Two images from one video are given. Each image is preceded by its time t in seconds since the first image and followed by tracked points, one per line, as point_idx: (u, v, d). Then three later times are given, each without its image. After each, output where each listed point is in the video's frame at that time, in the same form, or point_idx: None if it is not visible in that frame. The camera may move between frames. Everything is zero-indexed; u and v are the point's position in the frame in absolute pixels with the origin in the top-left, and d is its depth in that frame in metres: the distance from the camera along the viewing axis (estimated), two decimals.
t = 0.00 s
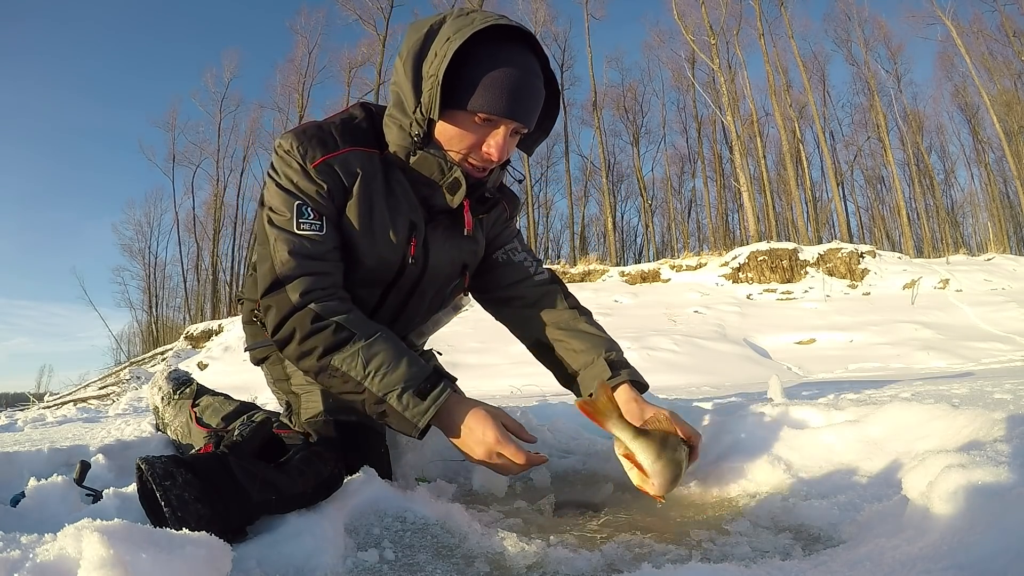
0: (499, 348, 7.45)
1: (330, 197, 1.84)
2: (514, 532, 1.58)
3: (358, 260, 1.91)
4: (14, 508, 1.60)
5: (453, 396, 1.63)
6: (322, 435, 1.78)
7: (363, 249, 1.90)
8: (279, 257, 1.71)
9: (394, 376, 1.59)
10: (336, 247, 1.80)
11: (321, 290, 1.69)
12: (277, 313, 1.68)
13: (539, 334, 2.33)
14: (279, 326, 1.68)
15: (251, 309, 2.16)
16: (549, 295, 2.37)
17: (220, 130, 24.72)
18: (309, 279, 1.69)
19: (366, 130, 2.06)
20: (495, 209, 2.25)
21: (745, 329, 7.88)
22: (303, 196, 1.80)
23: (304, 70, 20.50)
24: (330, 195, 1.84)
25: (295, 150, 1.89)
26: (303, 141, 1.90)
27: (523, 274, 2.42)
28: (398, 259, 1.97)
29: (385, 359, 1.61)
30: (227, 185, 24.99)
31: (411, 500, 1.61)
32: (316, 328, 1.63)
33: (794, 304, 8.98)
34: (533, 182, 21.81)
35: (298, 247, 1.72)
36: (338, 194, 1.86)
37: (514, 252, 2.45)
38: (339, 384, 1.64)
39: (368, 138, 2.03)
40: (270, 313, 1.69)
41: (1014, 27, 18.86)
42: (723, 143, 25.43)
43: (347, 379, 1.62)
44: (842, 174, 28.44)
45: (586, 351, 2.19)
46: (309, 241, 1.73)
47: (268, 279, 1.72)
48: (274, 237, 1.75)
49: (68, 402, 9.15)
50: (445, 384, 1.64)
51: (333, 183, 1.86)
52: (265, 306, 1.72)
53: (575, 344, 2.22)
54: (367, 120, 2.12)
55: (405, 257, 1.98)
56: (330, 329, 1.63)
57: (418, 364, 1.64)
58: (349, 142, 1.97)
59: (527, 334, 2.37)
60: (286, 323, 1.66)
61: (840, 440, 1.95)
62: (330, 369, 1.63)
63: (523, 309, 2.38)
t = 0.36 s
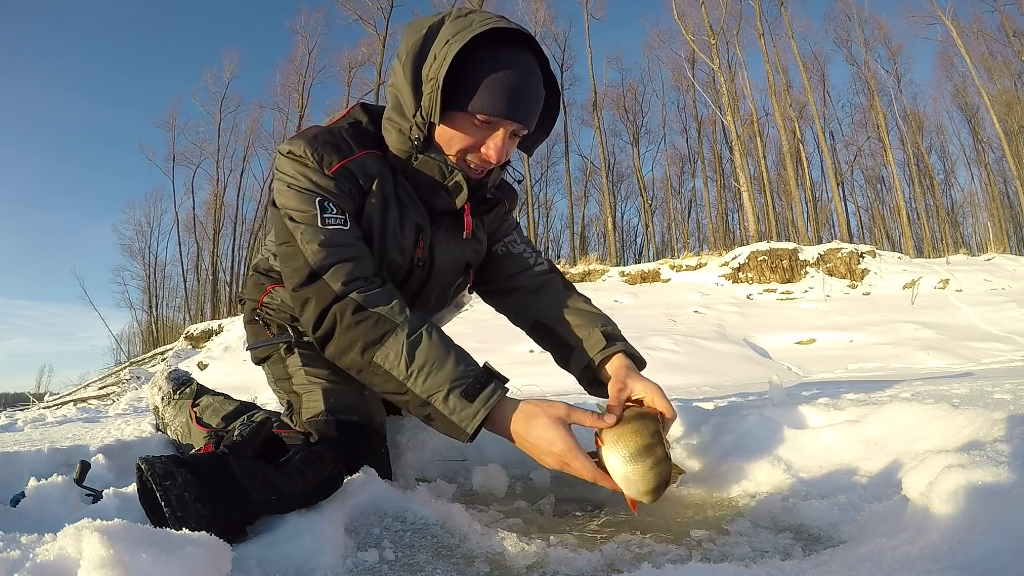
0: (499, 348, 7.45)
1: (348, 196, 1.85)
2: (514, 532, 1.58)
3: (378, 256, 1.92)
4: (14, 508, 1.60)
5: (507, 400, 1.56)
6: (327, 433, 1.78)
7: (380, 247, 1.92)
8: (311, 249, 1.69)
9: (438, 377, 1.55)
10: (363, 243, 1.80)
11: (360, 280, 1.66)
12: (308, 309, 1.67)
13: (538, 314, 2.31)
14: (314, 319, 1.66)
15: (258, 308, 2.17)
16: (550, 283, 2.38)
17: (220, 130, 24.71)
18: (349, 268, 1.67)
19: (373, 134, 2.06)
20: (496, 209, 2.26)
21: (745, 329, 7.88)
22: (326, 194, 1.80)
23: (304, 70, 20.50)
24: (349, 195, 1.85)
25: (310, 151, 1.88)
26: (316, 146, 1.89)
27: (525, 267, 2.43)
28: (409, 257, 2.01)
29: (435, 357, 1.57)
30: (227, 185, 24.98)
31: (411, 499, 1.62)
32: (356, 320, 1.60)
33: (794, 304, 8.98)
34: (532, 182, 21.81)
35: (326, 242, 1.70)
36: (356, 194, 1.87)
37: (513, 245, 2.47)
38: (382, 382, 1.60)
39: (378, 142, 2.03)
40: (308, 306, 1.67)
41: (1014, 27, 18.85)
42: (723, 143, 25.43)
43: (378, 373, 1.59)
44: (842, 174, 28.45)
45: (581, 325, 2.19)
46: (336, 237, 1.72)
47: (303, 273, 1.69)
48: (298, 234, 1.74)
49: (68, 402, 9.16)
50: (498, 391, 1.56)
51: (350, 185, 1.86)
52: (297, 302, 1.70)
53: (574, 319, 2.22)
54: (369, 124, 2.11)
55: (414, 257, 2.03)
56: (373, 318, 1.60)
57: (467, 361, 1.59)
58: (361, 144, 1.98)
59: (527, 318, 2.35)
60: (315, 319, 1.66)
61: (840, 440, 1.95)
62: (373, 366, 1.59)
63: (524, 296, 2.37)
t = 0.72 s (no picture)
0: (500, 348, 7.46)
1: (356, 201, 1.86)
2: (514, 532, 1.58)
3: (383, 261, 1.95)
4: (14, 508, 1.60)
5: (493, 390, 1.57)
6: (328, 433, 1.78)
7: (386, 250, 1.94)
8: (318, 259, 1.71)
9: (428, 376, 1.56)
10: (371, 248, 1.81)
11: (361, 282, 1.69)
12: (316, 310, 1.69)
13: (540, 303, 2.35)
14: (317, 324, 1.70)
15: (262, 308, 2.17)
16: (553, 276, 2.41)
17: (219, 130, 24.76)
18: (353, 277, 1.69)
19: (383, 138, 2.06)
20: (498, 214, 2.27)
21: (745, 329, 7.88)
22: (335, 198, 1.81)
23: (304, 70, 20.50)
24: (357, 201, 1.86)
25: (319, 154, 1.90)
26: (327, 148, 1.91)
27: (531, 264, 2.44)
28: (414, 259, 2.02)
29: (431, 355, 1.58)
30: (227, 185, 24.95)
31: (411, 500, 1.62)
32: (350, 328, 1.63)
33: (794, 304, 8.98)
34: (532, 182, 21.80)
35: (335, 249, 1.72)
36: (365, 198, 1.89)
37: (516, 241, 2.46)
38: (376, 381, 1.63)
39: (388, 145, 2.04)
40: (315, 316, 1.69)
41: (1013, 27, 18.85)
42: (723, 143, 25.45)
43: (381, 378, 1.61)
44: (842, 174, 28.46)
45: (582, 310, 2.24)
46: (345, 242, 1.73)
47: (309, 283, 1.71)
48: (307, 241, 1.75)
49: (68, 402, 9.16)
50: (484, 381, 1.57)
51: (360, 188, 1.88)
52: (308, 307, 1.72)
53: (572, 304, 2.28)
54: (378, 127, 2.10)
55: (420, 259, 2.04)
56: (366, 327, 1.62)
57: (455, 355, 1.59)
58: (371, 147, 1.99)
59: (527, 308, 2.38)
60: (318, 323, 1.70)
61: (841, 440, 1.96)
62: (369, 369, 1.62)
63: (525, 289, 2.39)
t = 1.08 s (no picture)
0: (500, 349, 7.46)
1: (367, 202, 1.86)
2: (514, 532, 1.58)
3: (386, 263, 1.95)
4: (13, 508, 1.59)
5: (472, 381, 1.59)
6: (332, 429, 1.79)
7: (394, 250, 1.95)
8: (324, 258, 1.72)
9: (408, 368, 1.59)
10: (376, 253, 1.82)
11: (358, 284, 1.71)
12: (317, 307, 1.71)
13: (524, 318, 2.36)
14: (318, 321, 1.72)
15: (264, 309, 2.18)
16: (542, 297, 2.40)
17: (219, 130, 24.76)
18: (352, 278, 1.71)
19: (400, 141, 2.06)
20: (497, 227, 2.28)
21: (745, 329, 7.88)
22: (346, 198, 1.81)
23: (305, 70, 20.49)
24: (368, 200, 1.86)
25: (335, 153, 1.90)
26: (346, 147, 1.91)
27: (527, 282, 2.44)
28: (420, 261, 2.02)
29: (433, 363, 1.59)
30: (227, 185, 24.94)
31: (411, 501, 1.62)
32: (341, 327, 1.66)
33: (794, 304, 8.98)
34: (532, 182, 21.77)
35: (339, 253, 1.72)
36: (376, 199, 1.89)
37: (513, 258, 2.47)
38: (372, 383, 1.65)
39: (403, 148, 2.04)
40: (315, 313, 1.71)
41: (1014, 27, 18.84)
42: (723, 143, 25.44)
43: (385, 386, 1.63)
44: (842, 174, 28.44)
45: (561, 322, 2.28)
46: (352, 244, 1.74)
47: (312, 282, 1.73)
48: (313, 242, 1.76)
49: (68, 402, 9.15)
50: (464, 371, 1.60)
51: (372, 189, 1.88)
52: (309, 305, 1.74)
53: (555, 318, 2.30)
54: (396, 129, 2.11)
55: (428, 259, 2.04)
56: (366, 333, 1.64)
57: (436, 347, 1.63)
58: (387, 148, 1.99)
59: (510, 322, 2.39)
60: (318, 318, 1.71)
61: (840, 441, 1.96)
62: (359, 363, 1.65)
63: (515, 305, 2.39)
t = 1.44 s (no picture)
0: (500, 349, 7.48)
1: (369, 163, 1.93)
2: (514, 532, 1.58)
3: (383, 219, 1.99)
4: (13, 508, 1.59)
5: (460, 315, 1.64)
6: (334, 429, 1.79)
7: (394, 210, 2.01)
8: (323, 216, 1.79)
9: (403, 306, 1.64)
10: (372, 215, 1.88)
11: (351, 239, 1.77)
12: (316, 264, 1.78)
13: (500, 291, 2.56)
14: (318, 276, 1.79)
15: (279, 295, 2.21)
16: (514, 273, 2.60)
17: (220, 129, 24.77)
18: (346, 235, 1.77)
19: (396, 109, 2.15)
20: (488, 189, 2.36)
21: (745, 329, 7.88)
22: (344, 162, 1.89)
23: (305, 70, 20.50)
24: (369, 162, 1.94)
25: (335, 120, 1.98)
26: (348, 114, 2.02)
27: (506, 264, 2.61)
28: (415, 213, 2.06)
29: (425, 295, 1.65)
30: (227, 185, 24.94)
31: (411, 500, 1.62)
32: (339, 275, 1.72)
33: (794, 304, 8.98)
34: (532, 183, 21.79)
35: (337, 212, 1.79)
36: (376, 160, 1.96)
37: (500, 230, 2.63)
38: (367, 324, 1.70)
39: (399, 114, 2.13)
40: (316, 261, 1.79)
41: (1014, 27, 18.83)
42: (723, 143, 25.45)
43: (379, 328, 1.68)
44: (842, 174, 28.45)
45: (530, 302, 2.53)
46: (347, 208, 1.80)
47: (310, 242, 1.79)
48: (312, 207, 1.82)
49: (68, 403, 9.17)
50: (451, 305, 1.65)
51: (376, 150, 1.97)
52: (309, 262, 1.80)
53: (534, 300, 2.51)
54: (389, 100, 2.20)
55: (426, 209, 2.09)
56: (361, 276, 1.71)
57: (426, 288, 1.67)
58: (385, 116, 2.08)
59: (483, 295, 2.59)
60: (316, 271, 1.79)
61: (839, 440, 1.97)
62: (353, 306, 1.71)
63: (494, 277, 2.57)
